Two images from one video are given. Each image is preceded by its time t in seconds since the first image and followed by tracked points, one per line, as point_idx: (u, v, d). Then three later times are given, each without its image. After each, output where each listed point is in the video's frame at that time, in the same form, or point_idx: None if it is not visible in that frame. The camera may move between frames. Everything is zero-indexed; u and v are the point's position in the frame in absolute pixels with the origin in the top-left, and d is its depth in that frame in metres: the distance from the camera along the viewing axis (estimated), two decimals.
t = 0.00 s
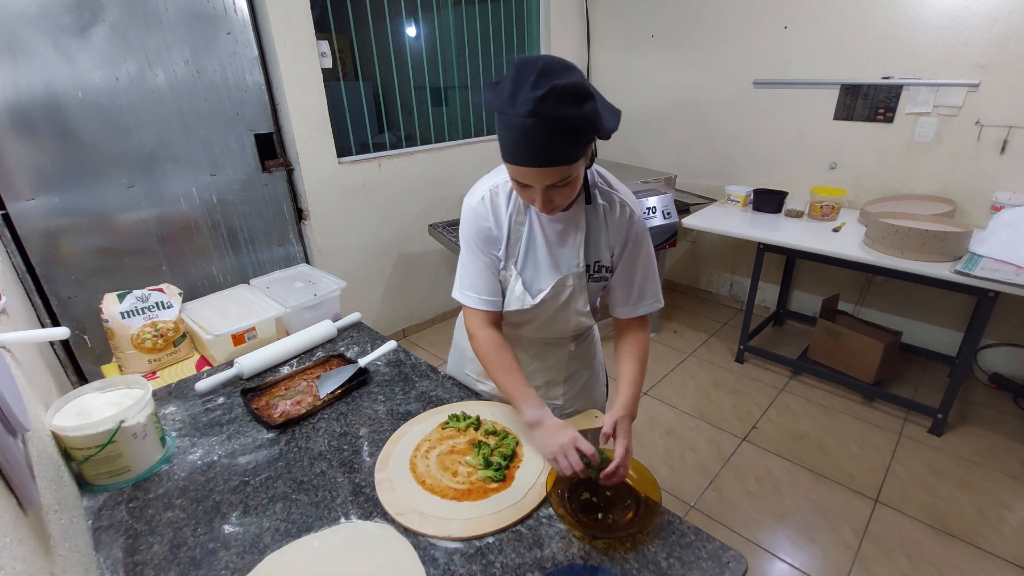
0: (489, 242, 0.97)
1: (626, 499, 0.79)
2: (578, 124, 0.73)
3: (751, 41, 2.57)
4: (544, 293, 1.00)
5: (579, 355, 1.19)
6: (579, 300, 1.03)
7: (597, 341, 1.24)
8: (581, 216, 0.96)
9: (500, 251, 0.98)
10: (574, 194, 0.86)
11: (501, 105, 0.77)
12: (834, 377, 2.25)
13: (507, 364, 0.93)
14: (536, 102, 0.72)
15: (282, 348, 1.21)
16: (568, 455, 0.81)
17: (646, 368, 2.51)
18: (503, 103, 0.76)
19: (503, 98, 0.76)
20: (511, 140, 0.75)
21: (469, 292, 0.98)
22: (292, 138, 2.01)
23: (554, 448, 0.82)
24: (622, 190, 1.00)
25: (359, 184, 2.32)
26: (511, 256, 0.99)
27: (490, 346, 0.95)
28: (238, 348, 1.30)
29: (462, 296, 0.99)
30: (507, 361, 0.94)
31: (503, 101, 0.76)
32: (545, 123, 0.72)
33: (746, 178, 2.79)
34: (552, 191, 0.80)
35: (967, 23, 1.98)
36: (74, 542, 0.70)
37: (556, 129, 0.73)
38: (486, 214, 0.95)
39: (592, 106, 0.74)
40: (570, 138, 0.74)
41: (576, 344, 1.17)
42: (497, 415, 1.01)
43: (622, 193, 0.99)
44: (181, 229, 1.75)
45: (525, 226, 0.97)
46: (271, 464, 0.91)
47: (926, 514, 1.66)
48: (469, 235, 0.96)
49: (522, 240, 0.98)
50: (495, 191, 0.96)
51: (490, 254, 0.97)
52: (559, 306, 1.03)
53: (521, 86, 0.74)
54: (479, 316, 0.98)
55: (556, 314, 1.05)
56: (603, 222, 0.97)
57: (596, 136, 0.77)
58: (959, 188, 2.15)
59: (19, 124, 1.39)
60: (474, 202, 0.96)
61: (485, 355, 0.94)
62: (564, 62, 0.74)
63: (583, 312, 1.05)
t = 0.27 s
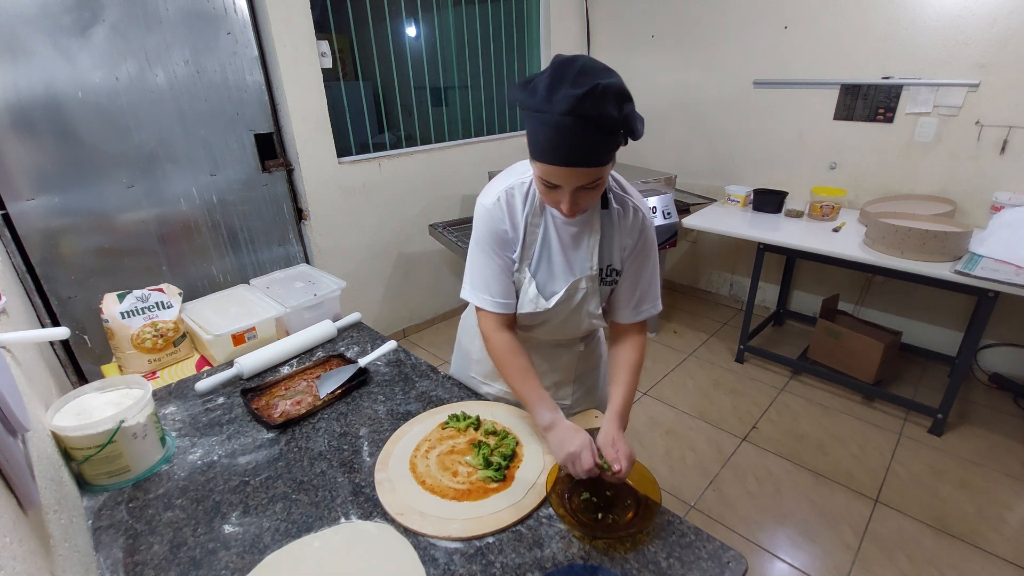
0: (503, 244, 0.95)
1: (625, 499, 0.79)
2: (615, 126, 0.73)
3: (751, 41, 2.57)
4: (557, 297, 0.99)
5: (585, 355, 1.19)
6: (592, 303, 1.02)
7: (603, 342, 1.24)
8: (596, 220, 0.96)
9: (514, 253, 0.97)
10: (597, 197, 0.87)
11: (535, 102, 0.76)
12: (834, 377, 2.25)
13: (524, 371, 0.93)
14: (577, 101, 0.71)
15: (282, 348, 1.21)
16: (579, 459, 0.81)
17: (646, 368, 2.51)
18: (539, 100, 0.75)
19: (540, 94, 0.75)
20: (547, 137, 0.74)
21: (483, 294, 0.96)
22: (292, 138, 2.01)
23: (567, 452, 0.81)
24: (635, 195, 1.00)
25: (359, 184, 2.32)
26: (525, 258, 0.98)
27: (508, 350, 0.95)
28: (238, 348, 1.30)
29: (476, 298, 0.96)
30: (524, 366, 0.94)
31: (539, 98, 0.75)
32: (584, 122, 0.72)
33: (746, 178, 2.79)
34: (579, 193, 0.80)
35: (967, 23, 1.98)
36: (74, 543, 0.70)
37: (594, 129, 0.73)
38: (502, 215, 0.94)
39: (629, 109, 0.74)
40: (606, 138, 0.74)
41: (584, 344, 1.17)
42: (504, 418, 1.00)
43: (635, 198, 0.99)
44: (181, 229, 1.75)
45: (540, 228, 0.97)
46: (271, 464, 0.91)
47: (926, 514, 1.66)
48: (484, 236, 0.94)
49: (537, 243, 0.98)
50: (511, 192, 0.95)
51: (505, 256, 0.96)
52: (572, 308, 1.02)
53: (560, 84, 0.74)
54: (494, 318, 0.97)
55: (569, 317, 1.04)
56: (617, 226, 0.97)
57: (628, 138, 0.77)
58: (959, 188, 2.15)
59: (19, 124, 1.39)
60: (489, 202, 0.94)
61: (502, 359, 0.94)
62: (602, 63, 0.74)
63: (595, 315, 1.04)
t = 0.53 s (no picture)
0: (511, 244, 0.95)
1: (626, 499, 0.79)
2: (637, 128, 0.74)
3: (751, 41, 2.57)
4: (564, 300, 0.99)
5: (588, 356, 1.19)
6: (598, 306, 1.02)
7: (606, 344, 1.24)
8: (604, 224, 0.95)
9: (522, 254, 0.97)
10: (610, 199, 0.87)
11: (558, 101, 0.76)
12: (834, 377, 2.25)
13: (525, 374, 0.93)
14: (602, 101, 0.71)
15: (283, 348, 1.21)
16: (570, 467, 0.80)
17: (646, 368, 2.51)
18: (562, 98, 0.75)
19: (562, 94, 0.75)
20: (568, 136, 0.74)
21: (490, 293, 0.96)
22: (292, 138, 2.01)
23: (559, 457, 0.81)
24: (643, 197, 0.99)
25: (359, 184, 2.32)
26: (532, 259, 0.98)
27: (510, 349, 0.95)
28: (238, 348, 1.30)
29: (483, 297, 0.96)
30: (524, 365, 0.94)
31: (563, 96, 0.75)
32: (607, 121, 0.72)
33: (746, 178, 2.79)
34: (596, 193, 0.80)
35: (967, 23, 1.98)
36: (74, 543, 0.70)
37: (617, 129, 0.73)
38: (511, 216, 0.94)
39: (650, 111, 0.75)
40: (627, 139, 0.74)
41: (588, 346, 1.18)
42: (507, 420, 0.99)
43: (643, 200, 0.99)
44: (181, 229, 1.75)
45: (548, 229, 0.97)
46: (271, 464, 0.91)
47: (926, 513, 1.66)
48: (492, 235, 0.93)
49: (544, 243, 0.98)
50: (519, 193, 0.95)
51: (512, 256, 0.96)
52: (578, 311, 1.02)
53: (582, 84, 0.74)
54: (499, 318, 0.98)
55: (575, 320, 1.04)
56: (626, 230, 0.97)
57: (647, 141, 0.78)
58: (959, 188, 2.15)
59: (19, 124, 1.39)
60: (498, 202, 0.93)
61: (505, 359, 0.95)
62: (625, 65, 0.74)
63: (601, 318, 1.04)
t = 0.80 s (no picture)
0: (513, 243, 0.95)
1: (625, 498, 0.79)
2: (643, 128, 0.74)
3: (751, 41, 2.57)
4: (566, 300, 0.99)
5: (589, 356, 1.19)
6: (600, 305, 1.03)
7: (607, 344, 1.24)
8: (607, 225, 0.96)
9: (524, 253, 0.97)
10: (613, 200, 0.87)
11: (563, 100, 0.76)
12: (834, 377, 2.25)
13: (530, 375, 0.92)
14: (610, 101, 0.71)
15: (283, 348, 1.21)
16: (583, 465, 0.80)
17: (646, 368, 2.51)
18: (568, 98, 0.74)
19: (569, 93, 0.75)
20: (574, 136, 0.74)
21: (492, 293, 0.95)
22: (292, 138, 2.01)
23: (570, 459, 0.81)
24: (646, 198, 1.00)
25: (359, 183, 2.32)
26: (534, 258, 0.98)
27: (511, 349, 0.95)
28: (238, 348, 1.30)
29: (485, 297, 0.95)
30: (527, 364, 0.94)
31: (569, 96, 0.74)
32: (614, 122, 0.72)
33: (746, 178, 2.79)
34: (600, 193, 0.80)
35: (967, 23, 1.98)
36: (74, 543, 0.70)
37: (624, 129, 0.73)
38: (513, 215, 0.93)
39: (655, 112, 0.75)
40: (633, 140, 0.75)
41: (589, 346, 1.17)
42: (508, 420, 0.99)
43: (647, 201, 0.99)
44: (181, 229, 1.75)
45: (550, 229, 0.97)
46: (271, 464, 0.91)
47: (926, 513, 1.66)
48: (495, 235, 0.93)
49: (547, 243, 0.98)
50: (522, 192, 0.94)
51: (514, 256, 0.96)
52: (581, 311, 1.02)
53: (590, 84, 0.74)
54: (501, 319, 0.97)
55: (577, 320, 1.04)
56: (629, 230, 0.97)
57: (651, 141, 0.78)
58: (960, 188, 2.15)
59: (19, 124, 1.39)
60: (501, 201, 0.93)
61: (507, 358, 0.94)
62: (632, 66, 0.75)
63: (603, 317, 1.05)
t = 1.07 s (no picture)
0: (515, 244, 0.95)
1: (625, 498, 0.79)
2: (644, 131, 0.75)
3: (751, 41, 2.57)
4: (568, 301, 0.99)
5: (589, 357, 1.19)
6: (601, 305, 1.03)
7: (608, 344, 1.24)
8: (609, 225, 0.96)
9: (526, 254, 0.97)
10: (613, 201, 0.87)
11: (564, 102, 0.76)
12: (834, 377, 2.25)
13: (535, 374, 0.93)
14: (610, 103, 0.71)
15: (283, 348, 1.21)
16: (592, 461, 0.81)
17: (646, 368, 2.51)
18: (569, 100, 0.74)
19: (570, 95, 0.75)
20: (574, 138, 0.74)
21: (493, 294, 0.95)
22: (292, 138, 2.01)
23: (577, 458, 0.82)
24: (646, 197, 1.00)
25: (359, 183, 2.32)
26: (536, 259, 0.98)
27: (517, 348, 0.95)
28: (238, 348, 1.30)
29: (487, 298, 0.95)
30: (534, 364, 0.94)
31: (570, 98, 0.74)
32: (615, 124, 0.72)
33: (746, 178, 2.79)
34: (601, 194, 0.80)
35: (967, 23, 1.98)
36: (74, 543, 0.70)
37: (625, 132, 0.73)
38: (515, 216, 0.93)
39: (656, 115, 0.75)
40: (634, 142, 0.75)
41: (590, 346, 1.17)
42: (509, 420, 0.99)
43: (647, 201, 0.99)
44: (181, 229, 1.75)
45: (552, 230, 0.97)
46: (271, 464, 0.91)
47: (926, 513, 1.66)
48: (496, 235, 0.93)
49: (548, 243, 0.98)
50: (523, 193, 0.94)
51: (516, 257, 0.96)
52: (582, 311, 1.02)
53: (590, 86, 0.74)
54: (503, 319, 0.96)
55: (578, 320, 1.04)
56: (630, 230, 0.97)
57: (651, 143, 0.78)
58: (960, 188, 2.15)
59: (19, 124, 1.39)
60: (502, 202, 0.93)
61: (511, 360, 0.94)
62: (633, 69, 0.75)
63: (604, 317, 1.05)
